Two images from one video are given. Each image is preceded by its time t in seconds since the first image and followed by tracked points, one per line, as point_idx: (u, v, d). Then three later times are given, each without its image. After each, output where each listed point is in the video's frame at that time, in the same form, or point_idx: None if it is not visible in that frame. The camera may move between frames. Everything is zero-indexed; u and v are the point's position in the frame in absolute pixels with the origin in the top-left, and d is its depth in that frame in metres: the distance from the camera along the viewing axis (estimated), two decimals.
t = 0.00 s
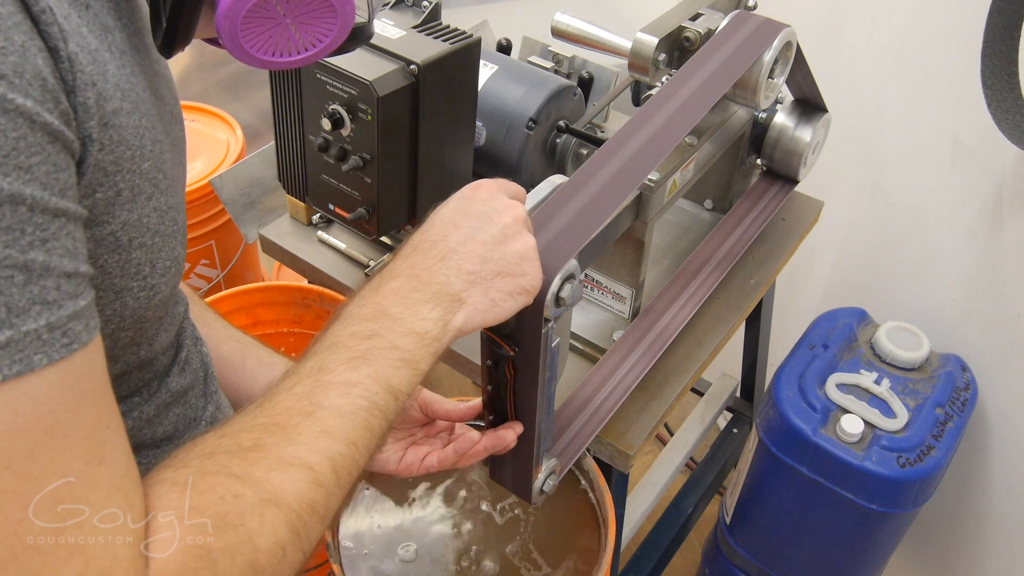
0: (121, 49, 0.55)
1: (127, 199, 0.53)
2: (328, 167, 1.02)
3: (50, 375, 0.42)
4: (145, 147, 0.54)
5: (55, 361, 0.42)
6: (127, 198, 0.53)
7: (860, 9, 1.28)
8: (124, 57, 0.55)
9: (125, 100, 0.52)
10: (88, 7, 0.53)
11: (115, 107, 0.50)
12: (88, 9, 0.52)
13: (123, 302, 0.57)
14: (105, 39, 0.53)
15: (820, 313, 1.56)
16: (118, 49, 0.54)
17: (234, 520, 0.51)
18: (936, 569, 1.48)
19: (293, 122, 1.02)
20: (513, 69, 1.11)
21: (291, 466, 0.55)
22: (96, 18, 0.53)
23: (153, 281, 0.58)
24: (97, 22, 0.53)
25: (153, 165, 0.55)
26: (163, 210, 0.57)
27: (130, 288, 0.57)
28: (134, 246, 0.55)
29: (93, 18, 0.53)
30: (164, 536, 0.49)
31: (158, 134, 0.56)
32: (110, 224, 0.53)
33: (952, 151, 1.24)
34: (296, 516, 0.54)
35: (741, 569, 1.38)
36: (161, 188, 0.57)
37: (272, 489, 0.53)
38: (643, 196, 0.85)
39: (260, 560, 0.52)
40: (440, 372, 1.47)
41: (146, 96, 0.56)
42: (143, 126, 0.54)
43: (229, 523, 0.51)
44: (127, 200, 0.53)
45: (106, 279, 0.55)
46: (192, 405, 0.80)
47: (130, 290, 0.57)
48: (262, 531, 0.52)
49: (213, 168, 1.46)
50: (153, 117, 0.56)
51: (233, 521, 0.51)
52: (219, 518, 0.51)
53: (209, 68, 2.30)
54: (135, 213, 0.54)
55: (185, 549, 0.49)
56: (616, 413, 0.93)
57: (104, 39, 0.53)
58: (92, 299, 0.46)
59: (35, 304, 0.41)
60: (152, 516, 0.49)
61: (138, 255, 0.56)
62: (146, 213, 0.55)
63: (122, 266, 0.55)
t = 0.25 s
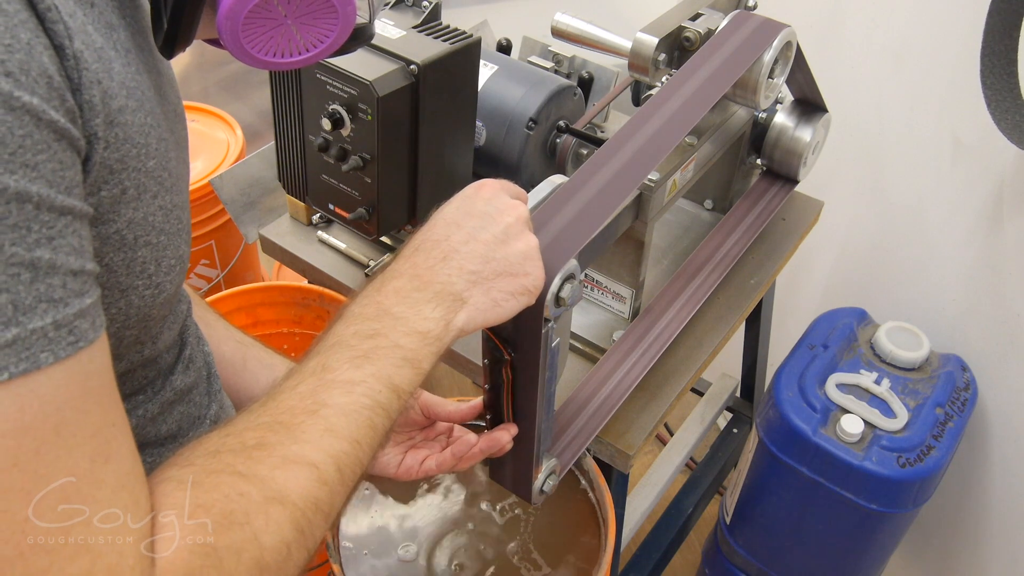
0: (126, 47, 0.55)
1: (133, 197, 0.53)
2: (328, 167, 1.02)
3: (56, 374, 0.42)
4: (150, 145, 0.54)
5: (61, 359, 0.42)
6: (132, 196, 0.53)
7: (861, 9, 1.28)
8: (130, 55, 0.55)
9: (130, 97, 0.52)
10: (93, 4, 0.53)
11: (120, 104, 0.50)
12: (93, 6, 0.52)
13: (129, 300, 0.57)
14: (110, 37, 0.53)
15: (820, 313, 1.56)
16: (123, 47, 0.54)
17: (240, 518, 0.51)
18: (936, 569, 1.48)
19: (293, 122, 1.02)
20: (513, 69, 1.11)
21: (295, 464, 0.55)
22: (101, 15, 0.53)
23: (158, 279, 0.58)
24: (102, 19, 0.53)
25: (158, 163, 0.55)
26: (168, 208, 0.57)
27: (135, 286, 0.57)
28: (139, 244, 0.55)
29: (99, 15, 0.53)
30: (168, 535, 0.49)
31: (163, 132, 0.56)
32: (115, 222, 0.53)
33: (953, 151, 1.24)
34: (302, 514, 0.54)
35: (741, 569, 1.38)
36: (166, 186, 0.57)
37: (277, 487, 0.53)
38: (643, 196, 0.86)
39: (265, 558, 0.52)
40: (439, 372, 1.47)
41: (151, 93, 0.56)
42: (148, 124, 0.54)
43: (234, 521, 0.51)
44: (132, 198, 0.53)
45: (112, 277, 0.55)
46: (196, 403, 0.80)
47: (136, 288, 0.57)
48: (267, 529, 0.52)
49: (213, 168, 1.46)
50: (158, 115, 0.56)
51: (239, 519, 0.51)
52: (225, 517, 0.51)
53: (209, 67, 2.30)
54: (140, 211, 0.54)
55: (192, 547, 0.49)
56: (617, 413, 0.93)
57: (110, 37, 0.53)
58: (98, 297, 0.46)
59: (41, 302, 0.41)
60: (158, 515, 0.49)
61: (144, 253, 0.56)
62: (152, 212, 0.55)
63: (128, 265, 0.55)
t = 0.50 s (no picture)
0: (128, 46, 0.55)
1: (135, 196, 0.53)
2: (328, 167, 1.02)
3: (56, 374, 0.42)
4: (152, 144, 0.54)
5: (62, 360, 0.42)
6: (135, 195, 0.53)
7: (860, 9, 1.28)
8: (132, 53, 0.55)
9: (133, 96, 0.52)
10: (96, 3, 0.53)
11: (122, 103, 0.50)
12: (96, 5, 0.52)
13: (132, 299, 0.57)
14: (113, 36, 0.53)
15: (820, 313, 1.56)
16: (126, 46, 0.54)
17: (239, 519, 0.51)
18: (936, 569, 1.48)
19: (293, 122, 1.02)
20: (513, 69, 1.11)
21: (294, 464, 0.55)
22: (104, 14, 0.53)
23: (161, 279, 0.58)
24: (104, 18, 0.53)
25: (161, 162, 0.55)
26: (171, 207, 0.57)
27: (138, 285, 0.57)
28: (142, 244, 0.55)
29: (101, 14, 0.53)
30: (168, 535, 0.49)
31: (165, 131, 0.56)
32: (118, 222, 0.53)
33: (953, 150, 1.24)
34: (300, 515, 0.54)
35: (741, 569, 1.38)
36: (169, 185, 0.57)
37: (277, 487, 0.53)
38: (643, 197, 0.86)
39: (264, 559, 0.52)
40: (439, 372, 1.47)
41: (153, 92, 0.56)
42: (150, 123, 0.54)
43: (234, 522, 0.51)
44: (134, 198, 0.53)
45: (115, 277, 0.55)
46: (200, 401, 0.80)
47: (139, 288, 0.57)
48: (266, 529, 0.52)
49: (213, 168, 1.46)
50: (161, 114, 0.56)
51: (239, 520, 0.51)
52: (224, 517, 0.51)
53: (209, 67, 2.30)
54: (143, 210, 0.54)
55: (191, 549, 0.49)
56: (616, 413, 0.93)
57: (112, 35, 0.53)
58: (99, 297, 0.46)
59: (42, 302, 0.41)
60: (158, 515, 0.49)
61: (147, 252, 0.56)
62: (154, 210, 0.56)
63: (131, 264, 0.55)
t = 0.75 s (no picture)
0: (127, 45, 0.55)
1: (134, 194, 0.53)
2: (328, 167, 1.02)
3: (54, 372, 0.42)
4: (151, 142, 0.54)
5: (60, 358, 0.42)
6: (134, 194, 0.53)
7: (860, 9, 1.28)
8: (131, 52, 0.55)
9: (131, 94, 0.52)
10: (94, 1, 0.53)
11: (120, 101, 0.50)
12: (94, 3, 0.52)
13: (131, 298, 0.57)
14: (111, 35, 0.53)
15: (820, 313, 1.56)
16: (125, 44, 0.54)
17: (240, 517, 0.51)
18: (936, 569, 1.48)
19: (293, 122, 1.02)
20: (513, 69, 1.11)
21: (295, 463, 0.55)
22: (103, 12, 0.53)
23: (161, 277, 0.58)
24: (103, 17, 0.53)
25: (160, 160, 0.55)
26: (170, 206, 0.57)
27: (138, 284, 0.57)
28: (141, 242, 0.55)
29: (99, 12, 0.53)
30: (168, 534, 0.49)
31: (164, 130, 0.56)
32: (117, 220, 0.53)
33: (952, 150, 1.24)
34: (302, 513, 0.54)
35: (741, 569, 1.38)
36: (169, 184, 0.57)
37: (278, 486, 0.53)
38: (643, 197, 0.86)
39: (265, 558, 0.52)
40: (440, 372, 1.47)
41: (153, 91, 0.56)
42: (149, 122, 0.54)
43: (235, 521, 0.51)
44: (133, 196, 0.53)
45: (114, 275, 0.55)
46: (201, 400, 0.80)
47: (138, 286, 0.57)
48: (267, 528, 0.52)
49: (213, 168, 1.46)
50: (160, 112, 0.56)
51: (241, 520, 0.51)
52: (225, 517, 0.51)
53: (209, 67, 2.30)
54: (142, 208, 0.54)
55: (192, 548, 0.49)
56: (616, 413, 0.93)
57: (111, 34, 0.53)
58: (98, 295, 0.46)
59: (40, 300, 0.41)
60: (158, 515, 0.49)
61: (146, 250, 0.56)
62: (154, 209, 0.55)
63: (131, 262, 0.55)
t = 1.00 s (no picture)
0: (130, 46, 0.55)
1: (137, 195, 0.53)
2: (328, 167, 1.02)
3: (59, 373, 0.42)
4: (153, 144, 0.54)
5: (64, 359, 0.42)
6: (136, 196, 0.53)
7: (860, 9, 1.28)
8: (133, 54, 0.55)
9: (134, 96, 0.52)
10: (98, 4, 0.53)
11: (124, 103, 0.50)
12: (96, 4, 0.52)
13: (133, 299, 0.57)
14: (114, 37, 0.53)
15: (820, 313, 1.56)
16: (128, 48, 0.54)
17: (242, 517, 0.51)
18: (936, 568, 1.48)
19: (293, 122, 1.02)
20: (513, 69, 1.11)
21: (297, 462, 0.55)
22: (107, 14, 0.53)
23: (163, 278, 0.58)
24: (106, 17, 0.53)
25: (162, 161, 0.55)
26: (173, 207, 0.57)
27: (140, 285, 0.57)
28: (143, 243, 0.55)
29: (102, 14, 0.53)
30: (168, 534, 0.48)
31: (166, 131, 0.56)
32: (120, 221, 0.53)
33: (952, 150, 1.24)
34: (303, 513, 0.54)
35: (741, 569, 1.38)
36: (171, 185, 0.57)
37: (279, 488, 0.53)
38: (643, 197, 0.86)
39: (267, 558, 0.52)
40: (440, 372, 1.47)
41: (155, 93, 0.56)
42: (152, 124, 0.54)
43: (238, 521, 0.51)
44: (137, 197, 0.53)
45: (117, 276, 0.55)
46: (202, 401, 0.80)
47: (140, 287, 0.57)
48: (269, 527, 0.52)
49: (213, 168, 1.46)
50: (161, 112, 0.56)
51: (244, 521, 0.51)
52: (227, 516, 0.51)
53: (209, 67, 2.30)
54: (145, 209, 0.54)
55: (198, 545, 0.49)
56: (616, 413, 0.93)
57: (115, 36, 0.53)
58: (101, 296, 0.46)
59: (45, 301, 0.41)
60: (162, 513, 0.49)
61: (149, 251, 0.56)
62: (156, 210, 0.55)
63: (134, 262, 0.55)
